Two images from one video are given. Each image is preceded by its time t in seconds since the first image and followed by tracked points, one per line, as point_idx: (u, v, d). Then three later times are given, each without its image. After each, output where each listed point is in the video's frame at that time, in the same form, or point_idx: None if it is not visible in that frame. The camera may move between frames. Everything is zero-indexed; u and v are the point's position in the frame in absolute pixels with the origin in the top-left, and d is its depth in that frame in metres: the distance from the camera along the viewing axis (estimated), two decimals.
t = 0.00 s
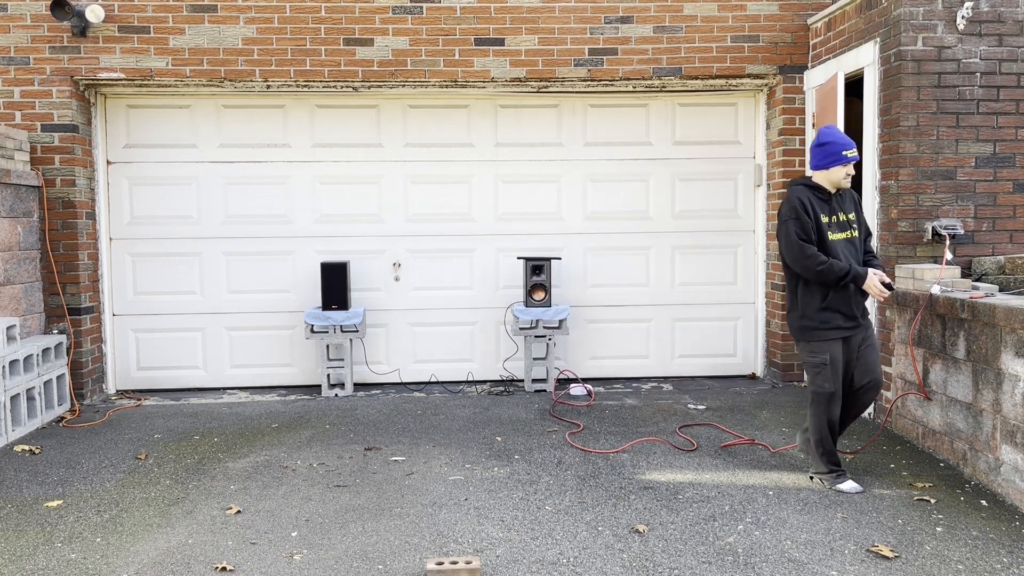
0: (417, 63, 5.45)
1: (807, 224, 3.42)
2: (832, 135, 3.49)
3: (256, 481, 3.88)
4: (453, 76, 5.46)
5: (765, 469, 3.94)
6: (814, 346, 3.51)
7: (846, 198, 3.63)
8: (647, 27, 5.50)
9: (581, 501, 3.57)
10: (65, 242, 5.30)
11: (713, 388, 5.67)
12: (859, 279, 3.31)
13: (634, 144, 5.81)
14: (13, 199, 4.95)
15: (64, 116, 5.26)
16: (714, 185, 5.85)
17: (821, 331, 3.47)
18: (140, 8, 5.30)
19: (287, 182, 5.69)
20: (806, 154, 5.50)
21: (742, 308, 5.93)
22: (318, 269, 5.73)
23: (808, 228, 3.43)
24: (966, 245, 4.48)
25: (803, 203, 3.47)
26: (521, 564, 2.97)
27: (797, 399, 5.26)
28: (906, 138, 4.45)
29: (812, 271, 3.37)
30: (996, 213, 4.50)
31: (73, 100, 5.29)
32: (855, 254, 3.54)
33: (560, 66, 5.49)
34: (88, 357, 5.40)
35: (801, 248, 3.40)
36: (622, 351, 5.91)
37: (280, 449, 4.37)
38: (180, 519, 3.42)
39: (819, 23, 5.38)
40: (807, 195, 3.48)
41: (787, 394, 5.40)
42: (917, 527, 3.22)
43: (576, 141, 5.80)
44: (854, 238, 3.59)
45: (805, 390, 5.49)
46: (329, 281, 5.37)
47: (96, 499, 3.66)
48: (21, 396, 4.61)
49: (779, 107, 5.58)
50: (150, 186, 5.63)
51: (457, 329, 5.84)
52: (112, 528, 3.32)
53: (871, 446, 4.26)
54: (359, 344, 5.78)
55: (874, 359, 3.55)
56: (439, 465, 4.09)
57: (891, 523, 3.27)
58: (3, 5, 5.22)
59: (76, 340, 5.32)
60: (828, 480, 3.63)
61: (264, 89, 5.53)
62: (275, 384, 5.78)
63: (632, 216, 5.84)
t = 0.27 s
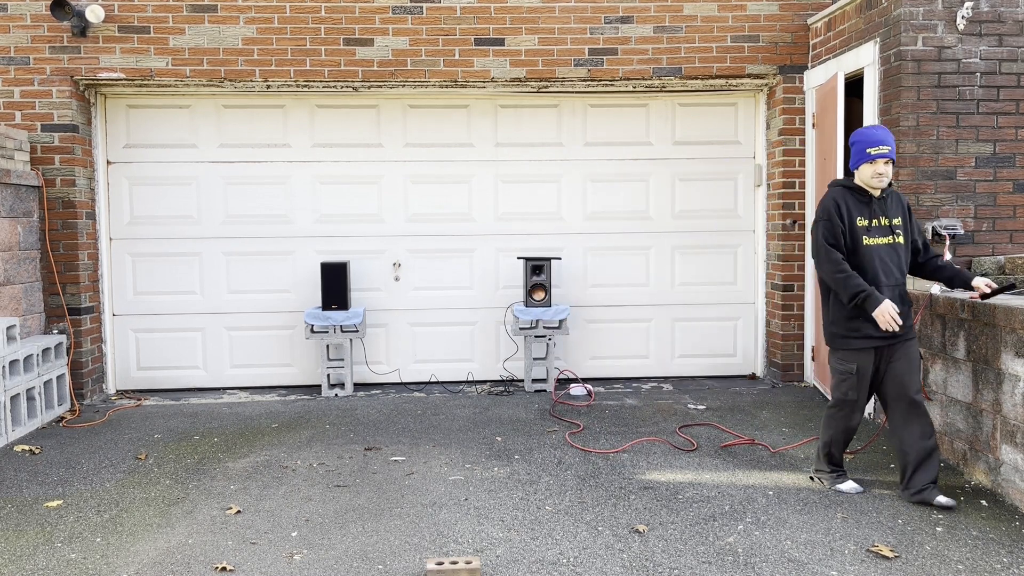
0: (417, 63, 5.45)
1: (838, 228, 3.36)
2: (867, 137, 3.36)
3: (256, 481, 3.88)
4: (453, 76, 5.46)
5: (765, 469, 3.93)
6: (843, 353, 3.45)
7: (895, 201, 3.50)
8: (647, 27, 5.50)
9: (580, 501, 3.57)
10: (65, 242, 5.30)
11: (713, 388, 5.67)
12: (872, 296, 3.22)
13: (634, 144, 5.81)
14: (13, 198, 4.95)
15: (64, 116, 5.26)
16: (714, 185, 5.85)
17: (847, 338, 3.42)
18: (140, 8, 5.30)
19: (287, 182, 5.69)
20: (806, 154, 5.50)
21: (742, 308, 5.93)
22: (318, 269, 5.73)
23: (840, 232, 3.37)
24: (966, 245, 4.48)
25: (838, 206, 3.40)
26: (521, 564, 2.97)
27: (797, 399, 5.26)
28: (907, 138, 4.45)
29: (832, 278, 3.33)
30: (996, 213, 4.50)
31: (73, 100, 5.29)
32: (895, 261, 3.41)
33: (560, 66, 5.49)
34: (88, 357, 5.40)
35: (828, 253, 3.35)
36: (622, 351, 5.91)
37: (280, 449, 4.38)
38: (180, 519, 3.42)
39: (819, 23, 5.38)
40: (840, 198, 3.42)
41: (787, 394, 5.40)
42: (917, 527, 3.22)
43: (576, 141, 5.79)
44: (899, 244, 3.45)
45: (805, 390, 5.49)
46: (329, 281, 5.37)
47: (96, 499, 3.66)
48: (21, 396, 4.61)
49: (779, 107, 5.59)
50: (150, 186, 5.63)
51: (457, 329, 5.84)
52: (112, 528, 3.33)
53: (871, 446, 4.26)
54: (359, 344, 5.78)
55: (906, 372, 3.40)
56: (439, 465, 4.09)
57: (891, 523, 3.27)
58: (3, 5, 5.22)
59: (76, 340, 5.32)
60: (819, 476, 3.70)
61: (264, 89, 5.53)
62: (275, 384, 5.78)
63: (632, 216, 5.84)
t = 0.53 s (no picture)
0: (417, 63, 5.45)
1: (869, 226, 3.30)
2: (915, 132, 3.23)
3: (256, 481, 3.88)
4: (453, 76, 5.46)
5: (766, 470, 3.93)
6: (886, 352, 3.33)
7: (947, 197, 3.33)
8: (647, 27, 5.49)
9: (580, 501, 3.57)
10: (65, 242, 5.30)
11: (713, 388, 5.66)
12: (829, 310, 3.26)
13: (634, 144, 5.81)
14: (13, 199, 4.95)
15: (64, 116, 5.26)
16: (714, 185, 5.85)
17: (882, 338, 3.34)
18: (140, 8, 5.30)
19: (287, 182, 5.69)
20: (806, 154, 5.50)
21: (742, 308, 5.93)
22: (318, 269, 5.73)
23: (872, 231, 3.30)
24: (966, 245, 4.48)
25: (875, 204, 3.32)
26: (521, 564, 2.97)
27: (797, 399, 5.26)
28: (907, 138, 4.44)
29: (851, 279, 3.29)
30: (996, 213, 4.50)
31: (73, 100, 5.29)
32: (937, 260, 3.27)
33: (560, 66, 5.49)
34: (88, 357, 5.40)
35: (854, 252, 3.31)
36: (622, 351, 5.91)
37: (280, 449, 4.38)
38: (180, 518, 3.42)
39: (819, 23, 5.37)
40: (877, 195, 3.33)
41: (787, 394, 5.40)
42: (917, 527, 3.22)
43: (576, 141, 5.80)
44: (946, 243, 3.30)
45: (805, 390, 5.49)
46: (329, 281, 5.37)
47: (96, 499, 3.66)
48: (21, 396, 4.61)
49: (779, 107, 5.59)
50: (150, 186, 5.63)
51: (457, 329, 5.84)
52: (112, 528, 3.33)
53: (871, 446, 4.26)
54: (359, 344, 5.78)
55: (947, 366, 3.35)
56: (439, 465, 4.09)
57: (891, 523, 3.27)
58: (3, 5, 5.22)
59: (76, 340, 5.32)
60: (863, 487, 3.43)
61: (264, 89, 5.53)
62: (275, 384, 5.78)
63: (632, 216, 5.84)
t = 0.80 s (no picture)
0: (417, 63, 5.45)
1: (889, 237, 3.10)
2: (951, 139, 2.96)
3: (256, 481, 3.88)
4: (453, 76, 5.46)
5: (766, 470, 3.93)
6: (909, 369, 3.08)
7: (985, 204, 3.05)
8: (647, 27, 5.50)
9: (581, 501, 3.57)
10: (65, 242, 5.30)
11: (713, 389, 5.66)
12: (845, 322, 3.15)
13: (634, 144, 5.81)
14: (13, 199, 4.95)
15: (64, 116, 5.26)
16: (714, 185, 5.85)
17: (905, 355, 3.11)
18: (140, 8, 5.30)
19: (287, 182, 5.69)
20: (806, 154, 5.50)
21: (742, 308, 5.93)
22: (318, 269, 5.73)
23: (893, 243, 3.09)
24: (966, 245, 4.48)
25: (898, 213, 3.09)
26: (521, 564, 2.97)
27: (797, 399, 5.26)
28: (907, 138, 4.44)
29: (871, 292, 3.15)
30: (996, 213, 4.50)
31: (73, 100, 5.29)
32: (968, 271, 3.01)
33: (560, 66, 5.49)
34: (88, 357, 5.40)
35: (874, 264, 3.13)
36: (622, 351, 5.91)
37: (280, 449, 4.38)
38: (180, 519, 3.42)
39: (819, 23, 5.37)
40: (904, 204, 3.10)
41: (787, 394, 5.40)
42: (917, 527, 3.22)
43: (576, 141, 5.80)
44: (979, 254, 3.02)
45: (805, 390, 5.49)
46: (329, 281, 5.37)
47: (96, 499, 3.66)
48: (21, 396, 4.61)
49: (779, 107, 5.59)
50: (150, 186, 5.63)
51: (457, 329, 5.83)
52: (112, 528, 3.33)
53: (871, 446, 4.26)
54: (359, 344, 5.78)
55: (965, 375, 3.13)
56: (439, 465, 4.09)
57: (891, 523, 3.27)
58: (3, 5, 5.22)
59: (76, 340, 5.32)
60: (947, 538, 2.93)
61: (264, 89, 5.53)
62: (275, 384, 5.78)
63: (632, 216, 5.84)
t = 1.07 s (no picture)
0: (417, 63, 5.45)
1: (911, 245, 2.90)
2: (971, 137, 2.76)
3: (256, 481, 3.88)
4: (453, 75, 5.46)
5: (766, 470, 3.93)
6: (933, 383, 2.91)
7: (1008, 205, 2.88)
8: (647, 27, 5.50)
9: (581, 501, 3.57)
10: (65, 242, 5.30)
11: (713, 389, 5.66)
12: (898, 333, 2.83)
13: (634, 144, 5.81)
14: (13, 199, 4.94)
15: (64, 116, 5.26)
16: (714, 185, 5.85)
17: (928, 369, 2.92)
18: (140, 8, 5.30)
19: (287, 182, 5.69)
20: (806, 154, 5.50)
21: (742, 308, 5.93)
22: (318, 269, 5.73)
23: (914, 250, 2.90)
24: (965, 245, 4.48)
25: (915, 218, 2.91)
26: (521, 564, 2.97)
27: (797, 399, 5.26)
28: (907, 138, 4.45)
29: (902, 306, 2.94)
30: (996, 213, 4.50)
31: (73, 100, 5.28)
32: (993, 278, 2.84)
33: (560, 66, 5.49)
34: (88, 357, 5.40)
35: (895, 273, 2.92)
36: (622, 351, 5.91)
37: (280, 449, 4.37)
38: (180, 519, 3.42)
39: (819, 22, 5.37)
40: (922, 208, 2.91)
41: (787, 394, 5.40)
42: (917, 527, 3.22)
43: (576, 141, 5.80)
44: (1004, 258, 2.85)
45: (805, 390, 5.49)
46: (329, 281, 5.37)
47: (96, 499, 3.66)
48: (21, 396, 4.61)
49: (779, 107, 5.59)
50: (150, 186, 5.63)
51: (457, 329, 5.83)
52: (112, 528, 3.33)
53: (871, 446, 4.26)
54: (359, 344, 5.78)
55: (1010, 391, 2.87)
56: (439, 465, 4.09)
57: (891, 523, 3.27)
58: (3, 5, 5.22)
59: (76, 340, 5.32)
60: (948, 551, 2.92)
61: (264, 89, 5.53)
62: (275, 384, 5.78)
63: (632, 216, 5.84)
